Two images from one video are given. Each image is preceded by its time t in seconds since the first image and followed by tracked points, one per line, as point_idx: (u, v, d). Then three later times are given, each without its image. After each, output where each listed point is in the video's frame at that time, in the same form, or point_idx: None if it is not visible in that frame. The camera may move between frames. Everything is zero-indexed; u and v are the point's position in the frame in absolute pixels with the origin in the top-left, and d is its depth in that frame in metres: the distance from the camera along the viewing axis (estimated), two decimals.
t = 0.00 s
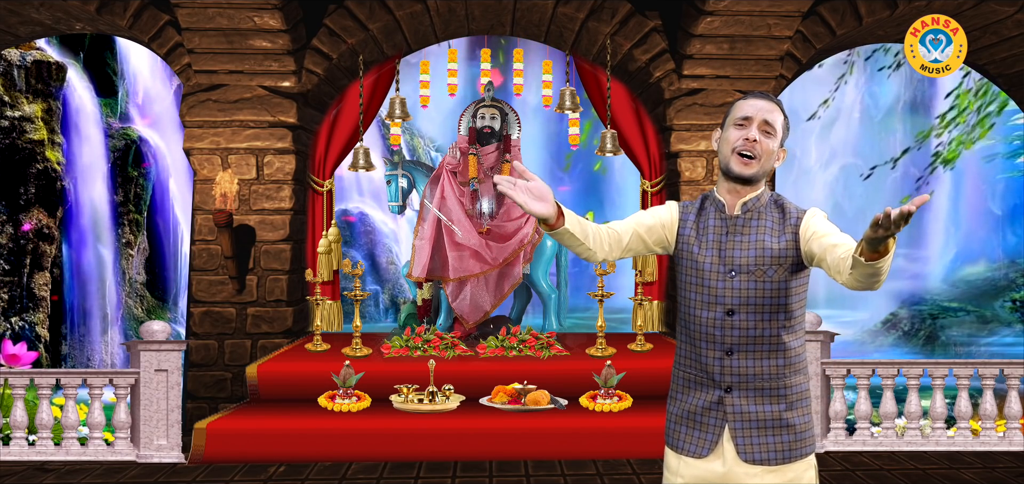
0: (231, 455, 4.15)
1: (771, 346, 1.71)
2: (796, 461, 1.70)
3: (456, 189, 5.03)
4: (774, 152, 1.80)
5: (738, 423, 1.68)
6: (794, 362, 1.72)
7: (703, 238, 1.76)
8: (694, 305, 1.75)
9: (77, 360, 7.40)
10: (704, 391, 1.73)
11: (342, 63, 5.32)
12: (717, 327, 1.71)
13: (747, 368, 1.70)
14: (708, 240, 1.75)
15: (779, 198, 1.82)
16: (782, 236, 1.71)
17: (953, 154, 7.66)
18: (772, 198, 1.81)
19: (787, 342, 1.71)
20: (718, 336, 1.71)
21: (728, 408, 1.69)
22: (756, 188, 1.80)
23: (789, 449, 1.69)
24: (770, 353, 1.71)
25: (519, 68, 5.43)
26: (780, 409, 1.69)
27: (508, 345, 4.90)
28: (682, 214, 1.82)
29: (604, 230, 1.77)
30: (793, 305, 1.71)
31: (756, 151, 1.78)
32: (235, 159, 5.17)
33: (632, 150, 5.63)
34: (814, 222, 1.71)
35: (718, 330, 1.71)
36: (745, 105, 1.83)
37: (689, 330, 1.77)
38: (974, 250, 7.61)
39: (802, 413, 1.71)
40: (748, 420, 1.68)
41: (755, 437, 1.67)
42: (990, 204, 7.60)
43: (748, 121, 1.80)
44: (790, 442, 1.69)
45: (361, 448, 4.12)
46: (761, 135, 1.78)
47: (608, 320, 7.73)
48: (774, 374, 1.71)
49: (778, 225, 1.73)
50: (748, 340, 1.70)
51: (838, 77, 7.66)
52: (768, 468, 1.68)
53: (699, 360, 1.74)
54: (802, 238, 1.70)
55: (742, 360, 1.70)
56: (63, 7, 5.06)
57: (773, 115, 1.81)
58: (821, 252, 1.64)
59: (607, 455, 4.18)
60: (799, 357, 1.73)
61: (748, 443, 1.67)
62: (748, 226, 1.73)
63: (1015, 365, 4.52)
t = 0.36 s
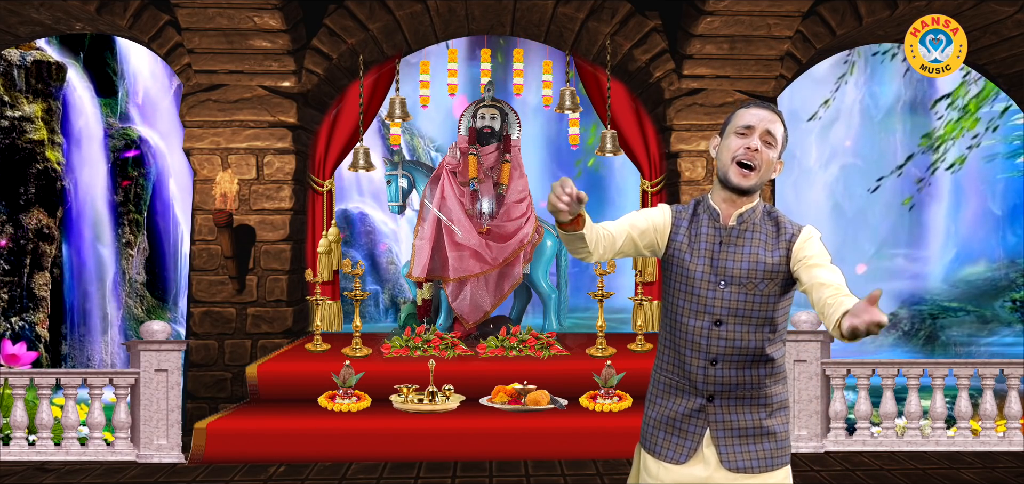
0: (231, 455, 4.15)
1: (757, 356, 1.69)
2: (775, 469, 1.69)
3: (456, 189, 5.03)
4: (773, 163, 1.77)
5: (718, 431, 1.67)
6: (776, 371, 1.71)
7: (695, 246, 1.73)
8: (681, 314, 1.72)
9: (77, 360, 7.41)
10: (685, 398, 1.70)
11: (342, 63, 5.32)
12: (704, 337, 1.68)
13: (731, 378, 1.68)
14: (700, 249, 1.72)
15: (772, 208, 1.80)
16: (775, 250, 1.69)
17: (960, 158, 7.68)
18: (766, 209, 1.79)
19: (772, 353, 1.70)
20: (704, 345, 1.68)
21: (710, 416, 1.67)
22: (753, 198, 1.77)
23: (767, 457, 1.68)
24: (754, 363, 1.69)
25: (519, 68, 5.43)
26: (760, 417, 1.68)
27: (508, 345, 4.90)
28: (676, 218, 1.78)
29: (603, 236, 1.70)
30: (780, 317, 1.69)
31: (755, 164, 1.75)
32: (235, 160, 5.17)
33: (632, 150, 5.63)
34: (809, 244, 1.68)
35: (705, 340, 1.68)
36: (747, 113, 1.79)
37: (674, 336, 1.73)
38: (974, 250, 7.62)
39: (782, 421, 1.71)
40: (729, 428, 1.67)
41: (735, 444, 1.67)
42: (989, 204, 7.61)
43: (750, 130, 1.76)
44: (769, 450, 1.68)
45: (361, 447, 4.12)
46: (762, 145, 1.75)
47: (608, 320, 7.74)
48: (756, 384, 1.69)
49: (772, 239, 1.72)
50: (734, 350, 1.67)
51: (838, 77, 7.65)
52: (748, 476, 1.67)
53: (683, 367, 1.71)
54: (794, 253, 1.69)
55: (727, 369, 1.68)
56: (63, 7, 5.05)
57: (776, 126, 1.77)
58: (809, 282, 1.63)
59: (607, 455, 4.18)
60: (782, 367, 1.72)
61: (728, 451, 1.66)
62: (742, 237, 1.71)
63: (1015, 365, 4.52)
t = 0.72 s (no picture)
0: (231, 455, 4.15)
1: (769, 355, 1.62)
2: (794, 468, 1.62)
3: (456, 189, 5.02)
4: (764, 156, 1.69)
5: (736, 433, 1.59)
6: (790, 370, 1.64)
7: (699, 248, 1.65)
8: (688, 316, 1.64)
9: (77, 360, 7.40)
10: (699, 402, 1.62)
11: (342, 63, 5.32)
12: (714, 339, 1.61)
13: (745, 378, 1.61)
14: (704, 251, 1.65)
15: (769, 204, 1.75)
16: (781, 246, 1.64)
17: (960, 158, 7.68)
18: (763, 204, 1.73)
19: (783, 351, 1.63)
20: (715, 347, 1.61)
21: (726, 419, 1.60)
22: (749, 195, 1.71)
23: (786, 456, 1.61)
24: (766, 362, 1.62)
25: (519, 68, 5.43)
26: (777, 417, 1.61)
27: (508, 345, 4.90)
28: (677, 222, 1.69)
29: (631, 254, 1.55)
30: (787, 315, 1.64)
31: (747, 161, 1.67)
32: (235, 160, 5.17)
33: (632, 150, 5.63)
34: (814, 245, 1.64)
35: (716, 342, 1.61)
36: (726, 112, 1.70)
37: (683, 340, 1.66)
38: (974, 250, 7.62)
39: (798, 421, 1.64)
40: (746, 429, 1.59)
41: (753, 445, 1.59)
42: (989, 204, 7.61)
43: (733, 128, 1.67)
44: (787, 449, 1.61)
45: (361, 447, 4.12)
46: (748, 141, 1.66)
47: (608, 320, 7.74)
48: (771, 384, 1.62)
49: (775, 235, 1.66)
50: (745, 351, 1.61)
51: (838, 77, 7.65)
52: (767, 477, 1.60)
53: (694, 371, 1.64)
54: (801, 251, 1.63)
55: (740, 370, 1.61)
56: (63, 7, 5.05)
57: (756, 117, 1.69)
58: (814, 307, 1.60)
59: (607, 455, 4.18)
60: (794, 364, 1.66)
61: (747, 452, 1.58)
62: (746, 237, 1.65)
63: (1015, 365, 4.52)
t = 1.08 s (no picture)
0: (231, 455, 4.15)
1: (791, 354, 1.61)
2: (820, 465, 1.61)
3: (456, 189, 5.02)
4: (752, 146, 1.72)
5: (763, 434, 1.58)
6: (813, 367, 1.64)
7: (715, 249, 1.65)
8: (709, 318, 1.63)
9: (78, 360, 7.40)
10: (723, 404, 1.61)
11: (342, 63, 5.32)
12: (736, 339, 1.60)
13: (769, 378, 1.60)
14: (720, 251, 1.64)
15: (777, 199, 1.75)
16: (797, 240, 1.63)
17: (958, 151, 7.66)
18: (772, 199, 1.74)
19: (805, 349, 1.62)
20: (738, 347, 1.60)
21: (752, 420, 1.58)
22: (755, 191, 1.72)
23: (813, 454, 1.60)
24: (789, 361, 1.61)
25: (519, 68, 5.43)
26: (802, 416, 1.60)
27: (508, 345, 4.90)
28: (689, 226, 1.70)
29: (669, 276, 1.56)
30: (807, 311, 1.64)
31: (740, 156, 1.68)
32: (235, 159, 5.17)
33: (632, 150, 5.63)
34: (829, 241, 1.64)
35: (738, 342, 1.60)
36: (700, 121, 1.73)
37: (704, 343, 1.64)
38: (974, 250, 7.61)
39: (821, 418, 1.63)
40: (773, 430, 1.58)
41: (781, 446, 1.58)
42: (990, 204, 7.61)
43: (712, 133, 1.70)
44: (813, 447, 1.60)
45: (361, 447, 4.12)
46: (730, 139, 1.69)
47: (608, 320, 7.74)
48: (795, 382, 1.61)
49: (789, 229, 1.65)
50: (768, 349, 1.60)
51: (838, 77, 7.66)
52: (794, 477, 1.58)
53: (717, 373, 1.62)
54: (818, 241, 1.64)
55: (764, 370, 1.60)
56: (63, 7, 5.06)
57: (726, 112, 1.73)
58: (836, 306, 1.62)
59: (607, 455, 4.18)
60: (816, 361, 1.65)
61: (775, 453, 1.57)
62: (760, 234, 1.64)
63: (1015, 365, 4.52)
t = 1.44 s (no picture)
0: (231, 455, 4.15)
1: (801, 340, 1.62)
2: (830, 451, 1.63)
3: (456, 189, 5.02)
4: (749, 132, 1.73)
5: (776, 422, 1.58)
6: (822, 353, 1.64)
7: (722, 236, 1.63)
8: (720, 306, 1.61)
9: (77, 360, 7.40)
10: (737, 394, 1.60)
11: (342, 63, 5.32)
12: (749, 326, 1.59)
13: (781, 365, 1.60)
14: (729, 238, 1.62)
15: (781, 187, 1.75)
16: (804, 224, 1.64)
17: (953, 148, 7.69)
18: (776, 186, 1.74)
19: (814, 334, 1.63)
20: (751, 335, 1.59)
21: (766, 408, 1.58)
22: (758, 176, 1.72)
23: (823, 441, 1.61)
24: (800, 348, 1.61)
25: (519, 68, 5.43)
26: (813, 403, 1.61)
27: (508, 345, 4.90)
28: (694, 216, 1.66)
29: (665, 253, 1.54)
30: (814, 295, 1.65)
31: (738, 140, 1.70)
32: (235, 160, 5.17)
33: (632, 150, 5.63)
34: (835, 225, 1.65)
35: (750, 329, 1.59)
36: (696, 112, 1.76)
37: (715, 333, 1.63)
38: (974, 250, 7.61)
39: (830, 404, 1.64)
40: (786, 417, 1.59)
41: (793, 433, 1.59)
42: (990, 204, 7.61)
43: (707, 122, 1.72)
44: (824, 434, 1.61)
45: (361, 448, 4.12)
46: (726, 125, 1.71)
47: (608, 320, 7.74)
48: (806, 369, 1.62)
49: (796, 213, 1.65)
50: (780, 336, 1.60)
51: (838, 76, 7.67)
52: (806, 465, 1.59)
53: (729, 362, 1.61)
54: (825, 225, 1.64)
55: (776, 356, 1.60)
56: (63, 7, 5.05)
57: (720, 101, 1.76)
58: (844, 288, 1.64)
59: (607, 455, 4.18)
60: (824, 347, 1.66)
61: (787, 441, 1.58)
62: (769, 220, 1.63)
63: (1015, 365, 4.52)
